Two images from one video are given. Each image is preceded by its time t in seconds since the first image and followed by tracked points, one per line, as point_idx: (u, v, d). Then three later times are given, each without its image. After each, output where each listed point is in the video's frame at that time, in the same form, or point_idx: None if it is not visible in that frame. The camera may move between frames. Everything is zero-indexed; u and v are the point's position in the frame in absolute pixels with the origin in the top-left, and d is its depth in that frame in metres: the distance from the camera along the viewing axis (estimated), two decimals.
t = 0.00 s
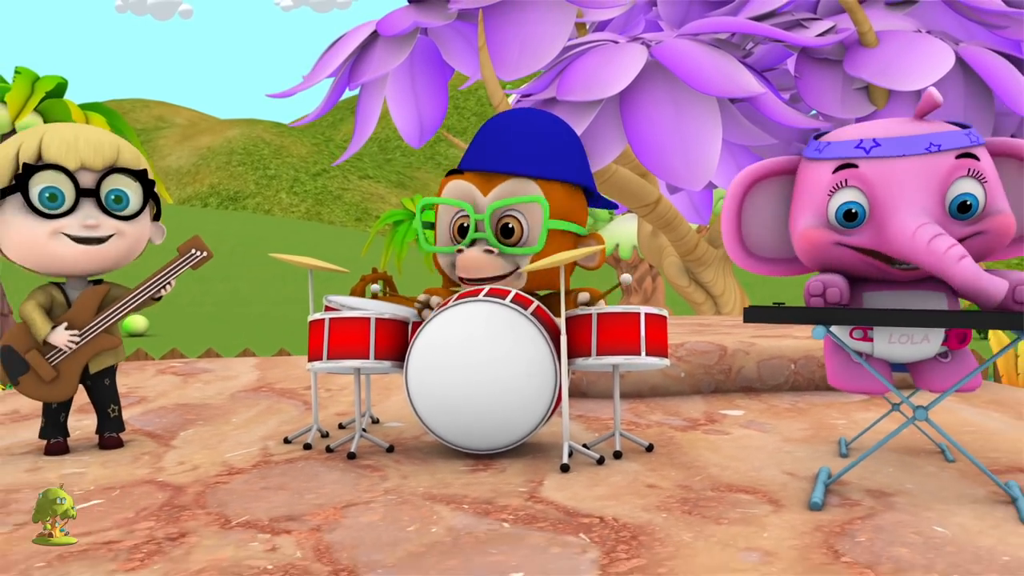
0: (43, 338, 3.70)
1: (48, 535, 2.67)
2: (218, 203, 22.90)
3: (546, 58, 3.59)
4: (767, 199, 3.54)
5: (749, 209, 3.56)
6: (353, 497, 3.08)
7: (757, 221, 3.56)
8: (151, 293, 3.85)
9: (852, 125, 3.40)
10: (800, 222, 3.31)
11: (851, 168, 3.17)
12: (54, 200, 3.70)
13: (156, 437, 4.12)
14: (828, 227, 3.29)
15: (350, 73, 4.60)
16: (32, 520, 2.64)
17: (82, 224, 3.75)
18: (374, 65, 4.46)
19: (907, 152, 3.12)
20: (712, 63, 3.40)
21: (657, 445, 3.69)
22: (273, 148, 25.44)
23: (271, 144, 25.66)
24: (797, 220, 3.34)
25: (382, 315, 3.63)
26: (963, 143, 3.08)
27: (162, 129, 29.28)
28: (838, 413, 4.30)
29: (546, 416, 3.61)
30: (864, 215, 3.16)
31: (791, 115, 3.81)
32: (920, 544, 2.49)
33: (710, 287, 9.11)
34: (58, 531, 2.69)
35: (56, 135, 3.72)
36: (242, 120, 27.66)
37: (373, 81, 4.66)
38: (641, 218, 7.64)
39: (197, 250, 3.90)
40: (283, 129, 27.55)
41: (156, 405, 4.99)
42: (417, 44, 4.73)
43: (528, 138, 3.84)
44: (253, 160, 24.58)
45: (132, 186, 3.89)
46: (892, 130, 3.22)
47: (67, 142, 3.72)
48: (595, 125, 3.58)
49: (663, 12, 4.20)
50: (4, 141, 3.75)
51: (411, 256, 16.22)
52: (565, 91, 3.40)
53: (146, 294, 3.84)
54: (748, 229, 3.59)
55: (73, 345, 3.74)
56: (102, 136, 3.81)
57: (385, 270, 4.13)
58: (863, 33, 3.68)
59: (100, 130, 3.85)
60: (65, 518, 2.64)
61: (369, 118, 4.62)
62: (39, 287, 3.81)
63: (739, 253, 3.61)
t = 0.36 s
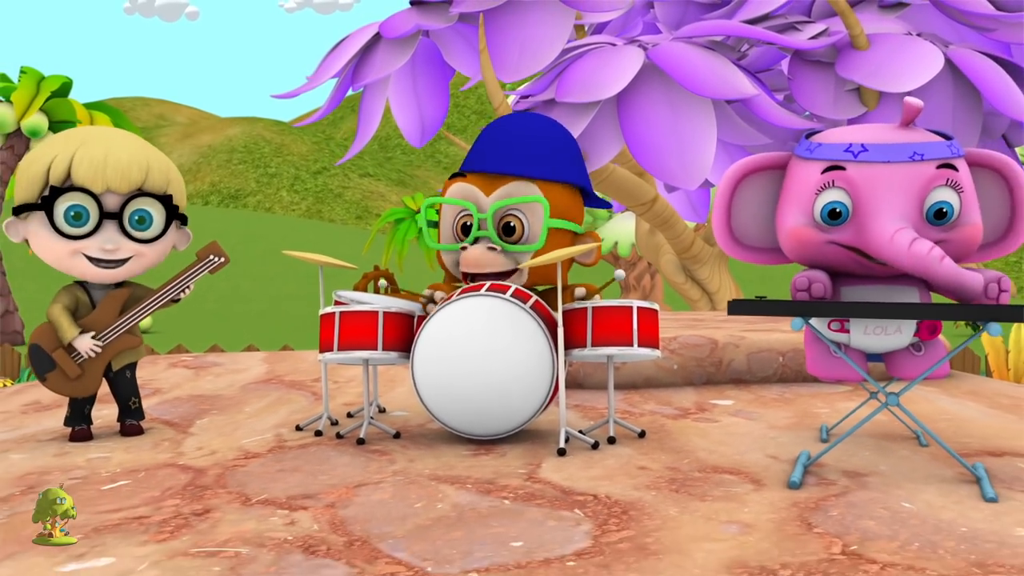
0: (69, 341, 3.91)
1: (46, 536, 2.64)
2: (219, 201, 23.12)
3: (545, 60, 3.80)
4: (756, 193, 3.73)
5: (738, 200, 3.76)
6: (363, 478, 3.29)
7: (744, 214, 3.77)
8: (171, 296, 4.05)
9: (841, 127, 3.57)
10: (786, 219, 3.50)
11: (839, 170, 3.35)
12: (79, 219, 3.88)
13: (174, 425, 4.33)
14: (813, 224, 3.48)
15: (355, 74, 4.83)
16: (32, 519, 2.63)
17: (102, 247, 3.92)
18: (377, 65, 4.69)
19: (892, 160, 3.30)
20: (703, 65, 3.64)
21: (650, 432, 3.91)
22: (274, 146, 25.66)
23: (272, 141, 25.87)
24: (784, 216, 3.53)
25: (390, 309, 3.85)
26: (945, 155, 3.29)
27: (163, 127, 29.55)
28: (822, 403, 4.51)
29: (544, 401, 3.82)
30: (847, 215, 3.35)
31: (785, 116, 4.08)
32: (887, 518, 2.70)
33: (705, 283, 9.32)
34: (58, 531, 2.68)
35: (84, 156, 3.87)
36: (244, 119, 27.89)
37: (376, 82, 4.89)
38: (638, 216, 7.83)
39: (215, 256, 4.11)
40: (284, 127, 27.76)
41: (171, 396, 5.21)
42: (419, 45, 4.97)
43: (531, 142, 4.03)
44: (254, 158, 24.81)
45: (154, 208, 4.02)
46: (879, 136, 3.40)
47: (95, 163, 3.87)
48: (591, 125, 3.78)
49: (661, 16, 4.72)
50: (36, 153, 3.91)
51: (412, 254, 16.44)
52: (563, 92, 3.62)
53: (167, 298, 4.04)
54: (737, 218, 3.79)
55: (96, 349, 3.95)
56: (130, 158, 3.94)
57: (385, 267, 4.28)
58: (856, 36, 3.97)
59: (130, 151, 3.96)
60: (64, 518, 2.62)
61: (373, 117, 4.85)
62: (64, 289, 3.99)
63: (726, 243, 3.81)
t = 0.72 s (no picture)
0: (92, 331, 4.11)
1: (48, 536, 2.66)
2: (220, 200, 23.34)
3: (544, 63, 4.07)
4: (745, 187, 3.94)
5: (728, 194, 3.96)
6: (372, 462, 3.51)
7: (733, 209, 3.97)
8: (188, 288, 4.25)
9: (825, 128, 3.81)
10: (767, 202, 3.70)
11: (813, 154, 3.59)
12: (101, 212, 4.08)
13: (190, 415, 4.55)
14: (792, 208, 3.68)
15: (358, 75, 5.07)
16: (31, 521, 2.64)
17: (125, 236, 4.13)
18: (379, 66, 4.92)
19: (864, 146, 3.52)
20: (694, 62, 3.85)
21: (643, 420, 4.12)
22: (274, 144, 25.87)
23: (273, 140, 26.08)
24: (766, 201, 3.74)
25: (397, 304, 4.06)
26: (911, 145, 3.52)
27: (164, 126, 29.78)
28: (809, 393, 4.72)
29: (540, 389, 4.01)
30: (820, 196, 3.55)
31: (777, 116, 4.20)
32: (861, 496, 2.92)
33: (702, 281, 9.51)
34: (58, 531, 2.69)
35: (106, 152, 4.07)
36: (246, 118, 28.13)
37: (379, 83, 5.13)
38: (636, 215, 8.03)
39: (228, 250, 4.31)
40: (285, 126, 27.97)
41: (184, 388, 5.43)
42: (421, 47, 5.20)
43: (520, 159, 4.24)
44: (255, 156, 25.02)
45: (173, 201, 4.23)
46: (854, 131, 3.64)
47: (115, 158, 4.07)
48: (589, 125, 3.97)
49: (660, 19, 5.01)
50: (59, 152, 4.12)
51: (413, 251, 16.65)
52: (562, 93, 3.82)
53: (184, 290, 4.24)
54: (727, 212, 3.99)
55: (117, 338, 4.16)
56: (148, 153, 4.14)
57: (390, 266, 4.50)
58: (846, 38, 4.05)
59: (147, 147, 4.16)
60: (64, 518, 2.63)
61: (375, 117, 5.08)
62: (86, 283, 4.19)
63: (716, 234, 4.01)
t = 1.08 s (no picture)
0: (111, 321, 4.30)
1: (48, 535, 2.67)
2: (221, 198, 23.53)
3: (544, 64, 4.37)
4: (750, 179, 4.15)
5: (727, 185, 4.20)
6: (380, 448, 3.71)
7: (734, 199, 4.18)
8: (202, 283, 4.43)
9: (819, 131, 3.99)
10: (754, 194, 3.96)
11: (795, 154, 3.81)
12: (121, 205, 4.27)
13: (203, 406, 4.75)
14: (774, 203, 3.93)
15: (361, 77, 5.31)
16: (31, 520, 2.65)
17: (144, 227, 4.32)
18: (381, 69, 5.17)
19: (842, 153, 3.72)
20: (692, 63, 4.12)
21: (637, 410, 4.32)
22: (275, 143, 26.08)
23: (274, 138, 26.30)
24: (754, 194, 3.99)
25: (402, 299, 4.26)
26: (887, 156, 3.70)
27: (166, 125, 30.02)
28: (796, 385, 4.93)
29: (535, 383, 4.21)
30: (796, 193, 3.79)
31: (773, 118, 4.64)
32: (838, 477, 3.12)
33: (698, 279, 9.70)
34: (59, 531, 2.70)
35: (122, 149, 4.27)
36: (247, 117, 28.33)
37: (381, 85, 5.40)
38: (633, 214, 8.24)
39: (241, 246, 4.51)
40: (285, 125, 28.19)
41: (196, 381, 5.63)
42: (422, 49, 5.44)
43: (505, 148, 4.41)
44: (256, 155, 25.24)
45: (187, 194, 4.43)
46: (838, 136, 3.83)
47: (132, 154, 4.27)
48: (587, 124, 4.26)
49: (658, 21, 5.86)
50: (77, 152, 4.31)
51: (413, 250, 16.84)
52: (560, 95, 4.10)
53: (199, 282, 4.42)
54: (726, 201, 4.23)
55: (136, 326, 4.34)
56: (162, 149, 4.34)
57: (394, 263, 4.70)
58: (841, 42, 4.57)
59: (161, 144, 4.36)
60: (64, 519, 2.66)
61: (377, 118, 5.34)
62: (105, 278, 4.38)
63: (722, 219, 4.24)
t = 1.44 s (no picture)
0: (128, 326, 4.48)
1: (48, 536, 2.70)
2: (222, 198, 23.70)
3: (542, 68, 4.75)
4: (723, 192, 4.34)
5: (704, 199, 4.38)
6: (387, 436, 3.91)
7: (711, 210, 4.38)
8: (216, 286, 4.61)
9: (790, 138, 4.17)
10: (740, 210, 4.12)
11: (779, 170, 3.97)
12: (137, 224, 4.44)
13: (215, 398, 4.94)
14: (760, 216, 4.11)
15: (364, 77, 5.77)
16: (29, 521, 2.69)
17: (156, 248, 4.48)
18: (383, 71, 5.65)
19: (824, 163, 3.91)
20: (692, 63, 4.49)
21: (632, 401, 4.51)
22: (276, 142, 26.27)
23: (275, 138, 26.49)
24: (739, 209, 4.15)
25: (407, 295, 4.45)
26: (867, 162, 3.90)
27: (166, 124, 30.22)
28: (786, 379, 5.12)
29: (535, 376, 4.40)
30: (785, 208, 3.96)
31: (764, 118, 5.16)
32: (818, 462, 3.32)
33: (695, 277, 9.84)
34: (58, 532, 2.75)
35: (144, 169, 4.41)
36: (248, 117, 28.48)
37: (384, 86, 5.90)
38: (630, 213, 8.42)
39: (253, 252, 4.68)
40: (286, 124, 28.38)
41: (206, 375, 5.82)
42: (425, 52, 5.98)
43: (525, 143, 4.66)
44: (257, 154, 25.43)
45: (203, 216, 4.57)
46: (816, 145, 4.01)
47: (153, 175, 4.41)
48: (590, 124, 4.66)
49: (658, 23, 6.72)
50: (101, 164, 4.45)
51: (413, 249, 17.01)
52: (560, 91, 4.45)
53: (213, 287, 4.60)
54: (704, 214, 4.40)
55: (150, 334, 4.53)
56: (183, 171, 4.47)
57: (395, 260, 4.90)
58: (834, 45, 5.31)
59: (182, 166, 4.49)
60: (65, 518, 2.74)
61: (381, 117, 5.86)
62: (122, 280, 4.55)
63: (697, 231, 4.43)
